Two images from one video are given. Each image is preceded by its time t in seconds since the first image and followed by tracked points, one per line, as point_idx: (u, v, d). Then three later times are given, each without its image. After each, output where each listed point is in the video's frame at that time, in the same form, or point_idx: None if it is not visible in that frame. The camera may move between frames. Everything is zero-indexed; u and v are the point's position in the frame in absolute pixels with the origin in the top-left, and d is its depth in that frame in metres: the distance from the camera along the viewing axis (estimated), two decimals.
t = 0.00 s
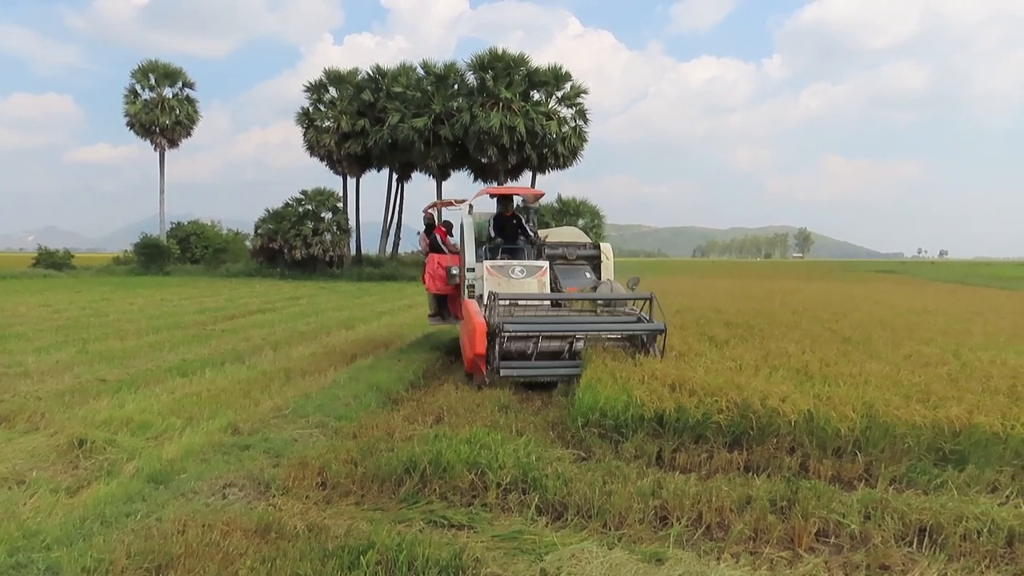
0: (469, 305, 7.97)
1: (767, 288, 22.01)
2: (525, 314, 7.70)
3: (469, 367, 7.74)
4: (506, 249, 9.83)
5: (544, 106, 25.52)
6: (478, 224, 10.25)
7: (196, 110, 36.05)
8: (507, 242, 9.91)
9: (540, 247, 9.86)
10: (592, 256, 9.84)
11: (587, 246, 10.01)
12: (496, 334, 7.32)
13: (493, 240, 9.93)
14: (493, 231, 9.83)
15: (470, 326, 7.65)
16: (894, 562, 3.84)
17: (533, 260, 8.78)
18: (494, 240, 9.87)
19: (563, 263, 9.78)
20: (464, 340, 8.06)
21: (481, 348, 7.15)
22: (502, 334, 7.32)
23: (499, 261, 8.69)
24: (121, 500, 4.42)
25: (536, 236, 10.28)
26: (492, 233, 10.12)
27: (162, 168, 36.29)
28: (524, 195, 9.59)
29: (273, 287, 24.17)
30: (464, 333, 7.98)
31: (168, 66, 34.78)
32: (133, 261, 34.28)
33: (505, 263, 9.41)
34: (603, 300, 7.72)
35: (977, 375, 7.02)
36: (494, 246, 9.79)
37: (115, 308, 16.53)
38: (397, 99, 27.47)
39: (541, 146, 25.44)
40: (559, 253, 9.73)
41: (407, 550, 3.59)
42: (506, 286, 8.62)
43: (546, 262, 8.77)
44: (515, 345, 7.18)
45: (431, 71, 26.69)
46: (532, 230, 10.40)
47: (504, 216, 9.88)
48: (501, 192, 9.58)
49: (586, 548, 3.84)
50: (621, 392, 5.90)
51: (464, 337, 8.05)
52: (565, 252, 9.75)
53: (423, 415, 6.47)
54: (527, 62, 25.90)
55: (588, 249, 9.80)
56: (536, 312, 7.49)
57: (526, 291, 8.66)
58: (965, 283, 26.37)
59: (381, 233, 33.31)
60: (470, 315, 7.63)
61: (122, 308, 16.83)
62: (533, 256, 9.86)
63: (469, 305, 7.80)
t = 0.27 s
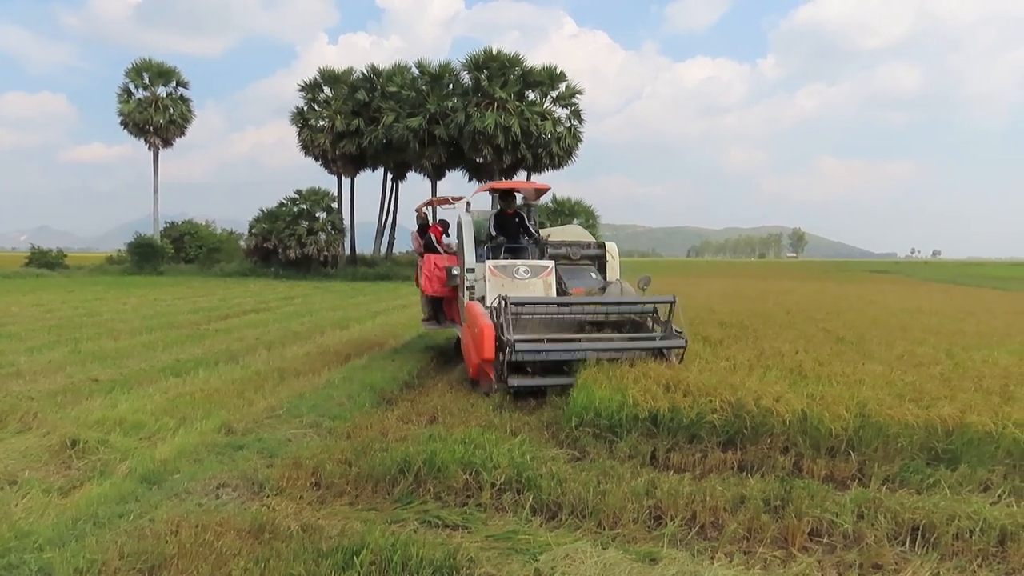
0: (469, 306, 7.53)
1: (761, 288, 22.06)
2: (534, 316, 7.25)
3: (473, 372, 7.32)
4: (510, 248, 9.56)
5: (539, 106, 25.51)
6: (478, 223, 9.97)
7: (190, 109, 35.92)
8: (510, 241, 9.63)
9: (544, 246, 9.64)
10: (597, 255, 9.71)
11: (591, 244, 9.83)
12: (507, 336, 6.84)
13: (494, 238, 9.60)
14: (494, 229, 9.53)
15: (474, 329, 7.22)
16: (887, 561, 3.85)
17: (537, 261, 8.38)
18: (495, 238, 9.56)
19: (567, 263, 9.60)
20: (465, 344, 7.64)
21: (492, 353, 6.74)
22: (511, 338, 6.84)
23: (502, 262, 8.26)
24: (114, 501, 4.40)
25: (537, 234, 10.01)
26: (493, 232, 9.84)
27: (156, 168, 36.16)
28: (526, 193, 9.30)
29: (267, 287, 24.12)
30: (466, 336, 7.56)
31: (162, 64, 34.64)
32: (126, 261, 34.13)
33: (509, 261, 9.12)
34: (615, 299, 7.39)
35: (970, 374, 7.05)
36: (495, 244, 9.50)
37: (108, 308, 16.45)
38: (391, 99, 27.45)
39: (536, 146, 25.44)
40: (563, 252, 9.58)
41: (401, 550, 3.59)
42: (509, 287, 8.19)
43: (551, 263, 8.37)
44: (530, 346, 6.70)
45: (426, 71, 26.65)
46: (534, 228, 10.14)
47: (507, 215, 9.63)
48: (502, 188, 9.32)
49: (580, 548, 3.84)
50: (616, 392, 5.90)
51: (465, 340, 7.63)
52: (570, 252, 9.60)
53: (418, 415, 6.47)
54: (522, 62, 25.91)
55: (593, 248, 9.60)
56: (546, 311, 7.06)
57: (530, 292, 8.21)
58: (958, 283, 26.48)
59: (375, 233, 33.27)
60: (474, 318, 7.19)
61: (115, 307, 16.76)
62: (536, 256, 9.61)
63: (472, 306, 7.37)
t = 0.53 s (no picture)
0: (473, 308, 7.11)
1: (754, 288, 22.14)
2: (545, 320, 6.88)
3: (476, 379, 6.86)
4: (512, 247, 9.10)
5: (533, 107, 25.51)
6: (478, 222, 9.59)
7: (182, 109, 35.78)
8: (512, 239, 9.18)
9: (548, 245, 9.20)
10: (602, 255, 9.32)
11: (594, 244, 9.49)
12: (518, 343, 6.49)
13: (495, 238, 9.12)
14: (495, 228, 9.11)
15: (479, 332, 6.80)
16: (878, 560, 3.87)
17: (542, 260, 7.82)
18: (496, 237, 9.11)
19: (570, 263, 9.23)
20: (467, 349, 7.19)
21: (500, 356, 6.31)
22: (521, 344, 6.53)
23: (505, 261, 7.75)
24: (105, 502, 4.37)
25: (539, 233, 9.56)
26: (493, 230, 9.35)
27: (147, 167, 36.01)
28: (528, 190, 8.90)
29: (259, 287, 24.04)
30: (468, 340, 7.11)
31: (154, 64, 34.50)
32: (118, 261, 33.96)
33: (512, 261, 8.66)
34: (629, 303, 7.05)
35: (961, 374, 7.09)
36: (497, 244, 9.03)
37: (99, 308, 16.35)
38: (385, 99, 27.43)
39: (529, 146, 25.42)
40: (567, 252, 9.17)
41: (393, 551, 3.58)
42: (514, 289, 7.65)
43: (557, 263, 7.82)
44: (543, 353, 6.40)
45: (420, 71, 26.63)
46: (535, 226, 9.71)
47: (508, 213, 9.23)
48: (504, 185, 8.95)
49: (573, 548, 3.84)
50: (609, 393, 5.90)
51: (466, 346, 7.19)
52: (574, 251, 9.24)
53: (411, 415, 6.46)
54: (515, 62, 25.90)
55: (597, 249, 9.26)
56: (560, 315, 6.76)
57: (536, 294, 7.69)
58: (948, 283, 26.62)
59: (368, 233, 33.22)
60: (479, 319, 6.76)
61: (106, 308, 16.67)
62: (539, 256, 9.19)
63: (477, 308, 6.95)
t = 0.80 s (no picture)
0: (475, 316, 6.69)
1: (745, 289, 22.23)
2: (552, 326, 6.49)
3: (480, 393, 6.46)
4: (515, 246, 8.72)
5: (525, 107, 25.51)
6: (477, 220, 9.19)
7: (173, 108, 35.62)
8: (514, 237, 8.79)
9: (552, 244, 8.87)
10: (607, 255, 8.95)
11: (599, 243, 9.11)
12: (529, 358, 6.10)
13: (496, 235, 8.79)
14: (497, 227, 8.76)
15: (483, 343, 6.37)
16: (869, 559, 3.89)
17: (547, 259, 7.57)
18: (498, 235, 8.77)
19: (575, 263, 8.85)
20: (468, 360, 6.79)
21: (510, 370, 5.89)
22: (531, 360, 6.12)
23: (508, 260, 7.48)
24: (94, 504, 4.35)
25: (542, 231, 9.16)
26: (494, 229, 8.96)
27: (138, 167, 35.83)
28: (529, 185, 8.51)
29: (251, 287, 23.94)
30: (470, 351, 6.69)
31: (145, 63, 34.33)
32: (108, 261, 33.76)
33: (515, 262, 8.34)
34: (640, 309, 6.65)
35: (950, 374, 7.13)
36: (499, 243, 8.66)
37: (88, 309, 16.25)
38: (377, 99, 27.39)
39: (522, 147, 25.42)
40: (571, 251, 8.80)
41: (385, 551, 3.57)
42: (517, 289, 7.39)
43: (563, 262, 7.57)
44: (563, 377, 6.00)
45: (412, 71, 26.61)
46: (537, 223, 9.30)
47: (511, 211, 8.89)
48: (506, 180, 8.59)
49: (564, 548, 3.84)
50: (601, 393, 5.91)
51: (467, 356, 6.78)
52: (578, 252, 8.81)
53: (402, 416, 6.45)
54: (508, 62, 25.91)
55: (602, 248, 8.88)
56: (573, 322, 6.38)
57: (540, 294, 7.41)
58: (938, 284, 26.78)
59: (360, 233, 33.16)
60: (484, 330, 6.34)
61: (96, 308, 16.57)
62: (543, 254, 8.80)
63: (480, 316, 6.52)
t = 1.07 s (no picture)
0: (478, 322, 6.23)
1: (736, 289, 22.31)
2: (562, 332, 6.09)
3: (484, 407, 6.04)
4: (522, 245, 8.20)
5: (516, 106, 25.49)
6: (479, 218, 8.76)
7: (163, 106, 35.38)
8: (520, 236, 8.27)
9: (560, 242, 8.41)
10: (618, 255, 8.74)
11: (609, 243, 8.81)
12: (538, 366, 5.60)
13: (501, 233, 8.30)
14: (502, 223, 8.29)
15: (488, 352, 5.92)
16: (857, 557, 3.91)
17: (557, 261, 7.06)
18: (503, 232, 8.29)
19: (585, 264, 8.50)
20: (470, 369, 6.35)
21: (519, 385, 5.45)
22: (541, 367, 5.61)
23: (514, 261, 7.01)
24: (81, 503, 4.31)
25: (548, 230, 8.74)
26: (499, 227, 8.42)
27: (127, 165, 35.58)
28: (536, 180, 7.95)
29: (240, 286, 23.82)
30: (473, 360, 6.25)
31: (134, 60, 34.08)
32: (96, 259, 33.51)
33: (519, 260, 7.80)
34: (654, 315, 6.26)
35: (938, 373, 7.17)
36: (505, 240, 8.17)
37: (76, 307, 16.12)
38: (368, 97, 27.31)
39: (513, 146, 25.38)
40: (579, 251, 8.51)
41: (374, 551, 3.56)
42: (524, 293, 6.91)
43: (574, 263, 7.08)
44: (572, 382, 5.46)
45: (403, 69, 26.55)
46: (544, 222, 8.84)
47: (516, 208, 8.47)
48: (511, 176, 8.24)
49: (554, 547, 3.84)
50: (590, 392, 5.91)
51: (469, 365, 6.33)
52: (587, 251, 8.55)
53: (393, 415, 6.43)
54: (499, 61, 25.87)
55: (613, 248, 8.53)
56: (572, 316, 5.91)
57: (549, 298, 6.92)
58: (926, 284, 26.96)
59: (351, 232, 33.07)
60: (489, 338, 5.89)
61: (84, 306, 16.43)
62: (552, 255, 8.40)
63: (484, 323, 6.06)
